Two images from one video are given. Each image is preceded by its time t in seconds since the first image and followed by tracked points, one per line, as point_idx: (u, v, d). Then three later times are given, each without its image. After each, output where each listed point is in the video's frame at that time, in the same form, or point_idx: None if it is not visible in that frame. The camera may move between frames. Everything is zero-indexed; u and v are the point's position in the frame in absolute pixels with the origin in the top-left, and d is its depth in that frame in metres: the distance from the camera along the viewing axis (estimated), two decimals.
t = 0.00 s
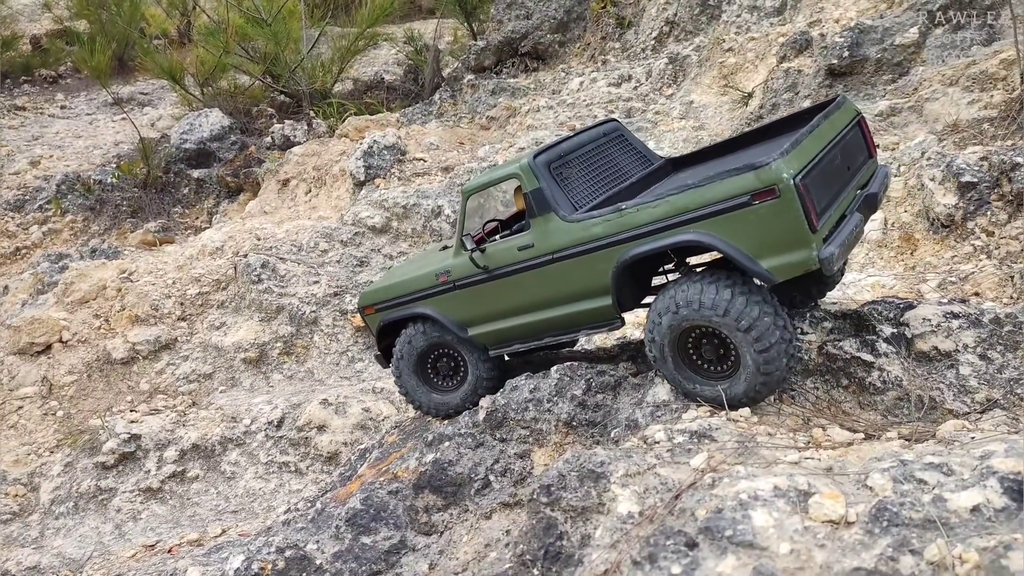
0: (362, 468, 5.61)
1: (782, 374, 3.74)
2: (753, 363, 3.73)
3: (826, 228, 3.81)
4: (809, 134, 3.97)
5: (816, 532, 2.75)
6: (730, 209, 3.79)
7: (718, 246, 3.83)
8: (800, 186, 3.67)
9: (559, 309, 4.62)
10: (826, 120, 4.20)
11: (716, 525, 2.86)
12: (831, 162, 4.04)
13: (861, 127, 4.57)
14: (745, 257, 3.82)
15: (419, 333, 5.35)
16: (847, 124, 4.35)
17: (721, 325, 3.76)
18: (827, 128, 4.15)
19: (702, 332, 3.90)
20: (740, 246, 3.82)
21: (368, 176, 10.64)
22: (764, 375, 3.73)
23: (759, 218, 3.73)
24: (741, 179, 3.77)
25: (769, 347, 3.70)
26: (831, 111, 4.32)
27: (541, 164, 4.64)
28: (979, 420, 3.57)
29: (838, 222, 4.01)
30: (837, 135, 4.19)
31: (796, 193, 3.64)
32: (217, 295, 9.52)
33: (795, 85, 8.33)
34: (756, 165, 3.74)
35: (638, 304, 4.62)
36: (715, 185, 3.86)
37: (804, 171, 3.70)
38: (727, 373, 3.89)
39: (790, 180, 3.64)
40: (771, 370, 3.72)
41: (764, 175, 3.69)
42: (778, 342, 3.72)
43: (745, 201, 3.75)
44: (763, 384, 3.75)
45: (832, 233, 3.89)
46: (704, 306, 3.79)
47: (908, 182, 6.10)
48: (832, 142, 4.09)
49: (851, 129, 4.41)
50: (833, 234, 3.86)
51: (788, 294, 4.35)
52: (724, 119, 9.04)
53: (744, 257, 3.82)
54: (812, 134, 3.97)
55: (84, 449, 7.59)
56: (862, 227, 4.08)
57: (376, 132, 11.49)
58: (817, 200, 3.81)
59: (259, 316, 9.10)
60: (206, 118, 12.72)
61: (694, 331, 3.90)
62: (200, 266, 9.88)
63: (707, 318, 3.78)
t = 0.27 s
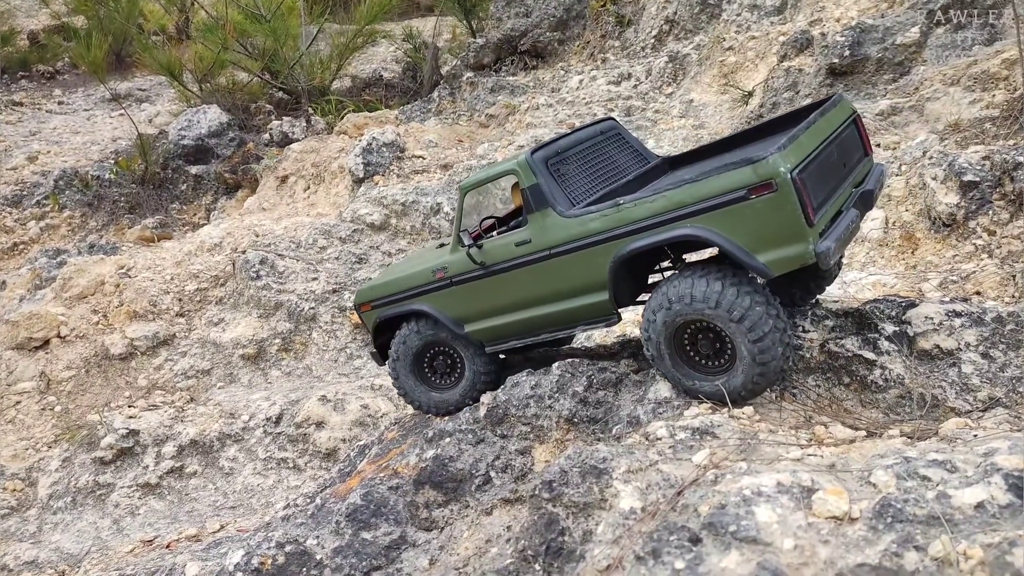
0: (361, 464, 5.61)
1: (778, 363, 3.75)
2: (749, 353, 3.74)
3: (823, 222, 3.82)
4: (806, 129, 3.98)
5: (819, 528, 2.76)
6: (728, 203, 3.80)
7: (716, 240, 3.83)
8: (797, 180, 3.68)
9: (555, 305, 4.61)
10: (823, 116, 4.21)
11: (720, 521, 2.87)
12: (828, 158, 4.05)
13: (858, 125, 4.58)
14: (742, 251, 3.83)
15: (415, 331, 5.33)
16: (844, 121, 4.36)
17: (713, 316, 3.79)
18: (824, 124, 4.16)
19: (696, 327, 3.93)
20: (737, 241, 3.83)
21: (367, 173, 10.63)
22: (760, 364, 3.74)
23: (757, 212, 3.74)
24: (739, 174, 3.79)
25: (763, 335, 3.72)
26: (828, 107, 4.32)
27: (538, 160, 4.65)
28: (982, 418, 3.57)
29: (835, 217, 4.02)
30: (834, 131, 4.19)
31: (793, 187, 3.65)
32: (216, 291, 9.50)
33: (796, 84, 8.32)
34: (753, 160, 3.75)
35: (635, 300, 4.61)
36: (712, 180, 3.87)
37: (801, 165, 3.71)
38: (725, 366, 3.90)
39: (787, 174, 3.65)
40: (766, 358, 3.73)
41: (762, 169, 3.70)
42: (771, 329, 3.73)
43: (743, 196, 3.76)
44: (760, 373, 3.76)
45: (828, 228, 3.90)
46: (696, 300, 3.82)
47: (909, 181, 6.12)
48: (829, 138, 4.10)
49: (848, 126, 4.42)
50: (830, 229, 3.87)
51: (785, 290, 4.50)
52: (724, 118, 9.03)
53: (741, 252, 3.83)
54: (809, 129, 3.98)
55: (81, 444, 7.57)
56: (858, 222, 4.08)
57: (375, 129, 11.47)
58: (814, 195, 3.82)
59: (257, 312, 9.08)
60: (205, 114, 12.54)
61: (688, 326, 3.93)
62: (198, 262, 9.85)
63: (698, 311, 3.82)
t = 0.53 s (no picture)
0: (359, 448, 5.61)
1: (769, 335, 3.77)
2: (738, 327, 3.77)
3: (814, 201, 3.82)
4: (799, 108, 3.97)
5: (817, 506, 2.78)
6: (719, 181, 3.80)
7: (707, 219, 3.83)
8: (788, 158, 3.67)
9: (546, 288, 4.60)
10: (815, 96, 4.20)
11: (718, 499, 2.88)
12: (821, 137, 4.04)
13: (850, 109, 4.56)
14: (733, 229, 3.82)
15: (407, 317, 5.33)
16: (836, 103, 4.35)
17: (698, 292, 3.82)
18: (816, 105, 4.15)
19: (685, 307, 3.97)
20: (728, 219, 3.83)
21: (365, 161, 10.59)
22: (750, 338, 3.76)
23: (748, 189, 3.74)
24: (730, 152, 3.78)
25: (750, 307, 3.74)
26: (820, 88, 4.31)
27: (531, 142, 4.65)
28: (979, 400, 3.56)
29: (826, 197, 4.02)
30: (826, 112, 4.19)
31: (784, 164, 3.64)
32: (213, 279, 9.48)
33: (795, 72, 8.29)
34: (745, 137, 3.74)
35: (627, 282, 4.60)
36: (704, 158, 3.87)
37: (792, 143, 3.71)
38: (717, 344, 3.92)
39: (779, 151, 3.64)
40: (756, 331, 3.75)
41: (753, 146, 3.69)
42: (758, 302, 3.75)
43: (734, 173, 3.76)
44: (751, 347, 3.77)
45: (820, 206, 3.90)
46: (682, 279, 3.86)
47: (909, 168, 6.13)
48: (821, 118, 4.09)
49: (841, 108, 4.41)
50: (821, 208, 3.87)
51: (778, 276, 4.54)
52: (723, 107, 8.99)
53: (733, 230, 3.82)
54: (801, 108, 3.97)
55: (79, 430, 7.57)
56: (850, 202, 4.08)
57: (373, 117, 11.42)
58: (806, 174, 3.81)
59: (255, 300, 9.06)
60: (201, 103, 12.48)
61: (677, 307, 3.97)
62: (196, 250, 9.82)
63: (684, 289, 3.86)
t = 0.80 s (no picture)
0: (359, 442, 5.60)
1: (762, 321, 3.76)
2: (730, 314, 3.76)
3: (807, 190, 3.82)
4: (791, 99, 3.98)
5: (816, 499, 2.78)
6: (712, 171, 3.80)
7: (700, 209, 3.83)
8: (781, 147, 3.68)
9: (540, 280, 4.58)
10: (809, 87, 4.21)
11: (717, 492, 2.88)
12: (814, 129, 4.05)
13: (844, 102, 4.56)
14: (726, 219, 3.83)
15: (401, 312, 5.28)
16: (830, 95, 4.36)
17: (687, 281, 3.84)
18: (809, 96, 4.16)
19: (677, 299, 3.98)
20: (722, 209, 3.83)
21: (365, 155, 10.57)
22: (742, 325, 3.75)
23: (741, 179, 3.74)
24: (723, 142, 3.79)
25: (740, 293, 3.74)
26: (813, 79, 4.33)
27: (525, 135, 4.63)
28: (980, 394, 3.54)
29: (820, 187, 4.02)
30: (819, 103, 4.19)
31: (776, 154, 3.65)
32: (213, 274, 9.47)
33: (796, 66, 8.26)
34: (738, 127, 3.75)
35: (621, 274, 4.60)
36: (697, 149, 3.87)
37: (785, 133, 3.71)
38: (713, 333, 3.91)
39: (771, 140, 3.65)
40: (748, 317, 3.74)
41: (745, 136, 3.70)
42: (748, 286, 3.75)
43: (727, 163, 3.76)
44: (744, 334, 3.77)
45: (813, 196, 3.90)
46: (670, 270, 3.88)
47: (910, 161, 6.11)
48: (814, 109, 4.10)
49: (834, 101, 4.41)
50: (814, 197, 3.87)
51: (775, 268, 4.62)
52: (725, 101, 8.94)
53: (726, 220, 3.82)
54: (794, 99, 3.98)
55: (80, 425, 7.57)
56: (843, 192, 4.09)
57: (373, 112, 11.39)
58: (798, 163, 3.82)
59: (255, 295, 9.05)
60: (202, 98, 12.46)
61: (670, 300, 3.99)
62: (196, 244, 9.81)
63: (672, 280, 3.88)
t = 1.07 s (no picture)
0: (357, 437, 5.60)
1: (752, 307, 3.77)
2: (720, 302, 3.78)
3: (799, 183, 3.84)
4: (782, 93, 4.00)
5: (812, 494, 2.78)
6: (704, 163, 3.82)
7: (692, 201, 3.84)
8: (772, 140, 3.70)
9: (533, 275, 4.57)
10: (800, 82, 4.23)
11: (712, 487, 2.87)
12: (805, 122, 4.06)
13: (835, 97, 4.58)
14: (718, 212, 3.84)
15: (395, 309, 5.24)
16: (821, 90, 4.37)
17: (674, 272, 3.87)
18: (801, 90, 4.18)
19: (667, 292, 4.01)
20: (714, 202, 3.84)
21: (365, 151, 10.56)
22: (732, 312, 3.77)
23: (732, 171, 3.76)
24: (714, 134, 3.81)
25: (728, 280, 3.76)
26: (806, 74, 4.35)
27: (518, 130, 4.64)
28: (978, 390, 3.52)
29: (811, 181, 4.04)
30: (811, 98, 4.21)
31: (767, 145, 3.67)
32: (213, 269, 9.45)
33: (797, 63, 8.24)
34: (729, 119, 3.77)
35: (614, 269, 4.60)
36: (689, 142, 3.89)
37: (776, 125, 3.73)
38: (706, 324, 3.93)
39: (762, 132, 3.67)
40: (738, 304, 3.75)
41: (737, 128, 3.72)
42: (735, 273, 3.76)
43: (719, 156, 3.78)
44: (735, 322, 3.78)
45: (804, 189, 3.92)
46: (658, 263, 3.91)
47: (910, 158, 6.10)
48: (806, 103, 4.11)
49: (826, 96, 4.43)
50: (806, 190, 3.89)
51: (770, 264, 4.66)
52: (726, 97, 8.91)
53: (718, 212, 3.84)
54: (785, 93, 4.00)
55: (79, 419, 7.57)
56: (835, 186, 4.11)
57: (374, 108, 11.36)
58: (790, 157, 3.84)
59: (254, 290, 9.04)
60: (203, 93, 12.59)
61: (659, 294, 4.02)
62: (196, 239, 9.80)
63: (660, 273, 3.91)
